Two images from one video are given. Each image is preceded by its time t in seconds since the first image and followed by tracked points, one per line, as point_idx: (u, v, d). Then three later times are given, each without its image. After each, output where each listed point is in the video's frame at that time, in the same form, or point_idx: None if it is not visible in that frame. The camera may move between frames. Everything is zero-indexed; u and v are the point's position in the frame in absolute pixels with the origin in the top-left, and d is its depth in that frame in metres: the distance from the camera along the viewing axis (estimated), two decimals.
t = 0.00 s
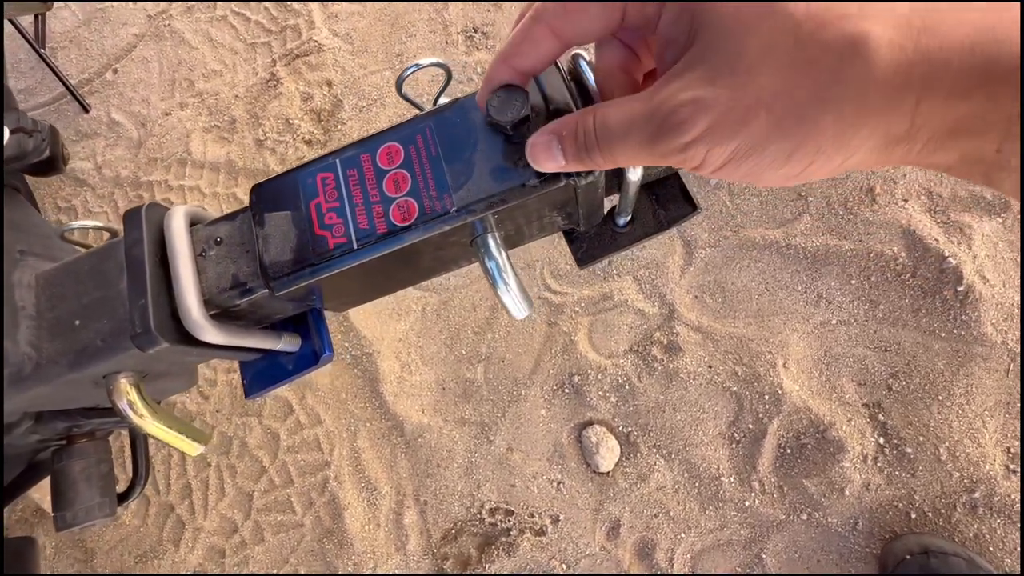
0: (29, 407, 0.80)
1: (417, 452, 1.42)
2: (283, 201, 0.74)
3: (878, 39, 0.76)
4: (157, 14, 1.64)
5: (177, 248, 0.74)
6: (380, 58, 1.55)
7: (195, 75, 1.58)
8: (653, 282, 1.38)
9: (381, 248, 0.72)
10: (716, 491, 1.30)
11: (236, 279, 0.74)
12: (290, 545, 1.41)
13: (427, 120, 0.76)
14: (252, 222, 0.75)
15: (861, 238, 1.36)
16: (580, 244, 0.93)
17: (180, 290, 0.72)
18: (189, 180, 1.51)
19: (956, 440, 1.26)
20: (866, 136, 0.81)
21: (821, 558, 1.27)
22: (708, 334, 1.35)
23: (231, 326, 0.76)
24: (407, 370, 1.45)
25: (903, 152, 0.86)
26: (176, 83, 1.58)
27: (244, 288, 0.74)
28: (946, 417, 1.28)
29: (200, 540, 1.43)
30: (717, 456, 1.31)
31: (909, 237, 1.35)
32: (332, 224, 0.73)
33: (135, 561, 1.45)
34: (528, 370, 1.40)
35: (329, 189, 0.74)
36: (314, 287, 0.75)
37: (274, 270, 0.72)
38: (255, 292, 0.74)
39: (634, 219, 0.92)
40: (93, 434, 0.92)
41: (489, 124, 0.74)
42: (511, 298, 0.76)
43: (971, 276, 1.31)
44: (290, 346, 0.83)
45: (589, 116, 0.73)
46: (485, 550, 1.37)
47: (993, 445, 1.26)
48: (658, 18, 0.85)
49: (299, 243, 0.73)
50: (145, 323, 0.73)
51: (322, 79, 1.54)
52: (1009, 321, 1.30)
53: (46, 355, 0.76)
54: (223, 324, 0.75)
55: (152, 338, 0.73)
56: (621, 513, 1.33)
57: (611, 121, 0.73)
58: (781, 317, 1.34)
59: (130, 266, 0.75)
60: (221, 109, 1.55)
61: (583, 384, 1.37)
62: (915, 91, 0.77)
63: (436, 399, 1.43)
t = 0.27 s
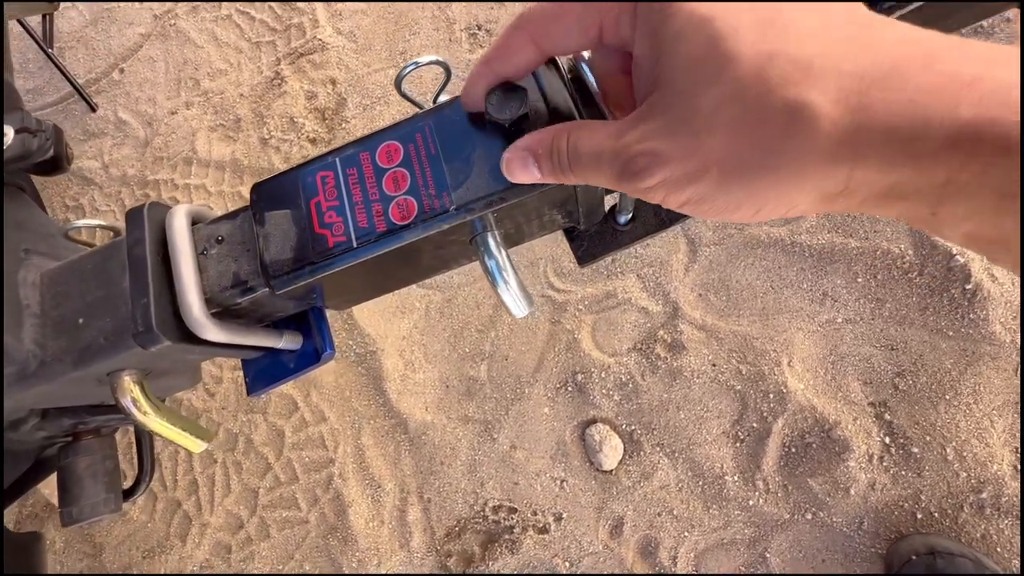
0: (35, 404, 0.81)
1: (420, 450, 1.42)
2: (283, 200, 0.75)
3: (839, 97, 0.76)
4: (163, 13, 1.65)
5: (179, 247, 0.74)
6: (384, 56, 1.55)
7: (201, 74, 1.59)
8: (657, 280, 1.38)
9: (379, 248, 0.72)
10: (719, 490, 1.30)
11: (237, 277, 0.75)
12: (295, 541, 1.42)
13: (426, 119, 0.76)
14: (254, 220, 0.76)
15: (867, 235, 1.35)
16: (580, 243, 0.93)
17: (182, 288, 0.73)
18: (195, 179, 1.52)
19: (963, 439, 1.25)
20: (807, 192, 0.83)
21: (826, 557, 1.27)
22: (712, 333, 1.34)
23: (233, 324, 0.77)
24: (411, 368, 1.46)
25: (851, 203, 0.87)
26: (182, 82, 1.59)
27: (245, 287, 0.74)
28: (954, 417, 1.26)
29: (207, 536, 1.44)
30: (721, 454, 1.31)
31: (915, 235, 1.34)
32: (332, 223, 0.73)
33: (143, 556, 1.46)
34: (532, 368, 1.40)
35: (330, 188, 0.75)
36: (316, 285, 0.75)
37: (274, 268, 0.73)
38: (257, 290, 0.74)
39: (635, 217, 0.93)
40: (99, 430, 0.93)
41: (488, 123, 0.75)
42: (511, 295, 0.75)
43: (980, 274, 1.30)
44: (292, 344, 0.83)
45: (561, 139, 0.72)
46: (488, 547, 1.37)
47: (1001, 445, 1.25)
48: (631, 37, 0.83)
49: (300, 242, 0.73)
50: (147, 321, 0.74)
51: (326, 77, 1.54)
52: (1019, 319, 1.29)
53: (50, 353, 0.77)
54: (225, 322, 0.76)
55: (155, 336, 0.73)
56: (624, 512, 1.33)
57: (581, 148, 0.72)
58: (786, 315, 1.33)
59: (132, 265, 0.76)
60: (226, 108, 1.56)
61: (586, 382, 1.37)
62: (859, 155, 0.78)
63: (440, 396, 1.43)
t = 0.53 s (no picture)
0: (45, 395, 0.81)
1: (425, 444, 1.43)
2: (285, 193, 0.74)
3: (857, 114, 0.77)
4: (171, 11, 1.66)
5: (186, 239, 0.74)
6: (389, 52, 1.55)
7: (209, 71, 1.60)
8: (662, 276, 1.37)
9: (382, 240, 0.71)
10: (724, 486, 1.30)
11: (241, 270, 0.74)
12: (302, 533, 1.42)
13: (429, 111, 0.75)
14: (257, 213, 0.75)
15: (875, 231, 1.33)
16: (582, 236, 0.92)
17: (189, 280, 0.72)
18: (204, 175, 1.53)
19: (972, 437, 1.24)
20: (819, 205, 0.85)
21: (831, 554, 1.27)
22: (718, 329, 1.34)
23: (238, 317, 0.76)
24: (416, 363, 1.46)
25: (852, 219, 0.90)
26: (190, 79, 1.60)
27: (249, 279, 0.74)
28: (963, 415, 1.25)
29: (216, 528, 1.45)
30: (725, 451, 1.30)
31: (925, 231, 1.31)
32: (334, 216, 0.72)
33: (153, 547, 1.46)
34: (536, 364, 1.40)
35: (332, 180, 0.74)
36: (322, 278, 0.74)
37: (278, 261, 0.72)
38: (261, 283, 0.73)
39: (637, 210, 0.92)
40: (109, 421, 0.92)
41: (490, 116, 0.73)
42: (513, 289, 0.74)
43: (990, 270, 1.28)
44: (296, 336, 0.83)
45: (568, 141, 0.70)
46: (493, 541, 1.38)
47: (1011, 444, 1.23)
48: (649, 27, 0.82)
49: (302, 235, 0.72)
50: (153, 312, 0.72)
51: (332, 73, 1.55)
52: None
53: (61, 344, 0.78)
54: (230, 314, 0.75)
55: (161, 326, 0.72)
56: (628, 507, 1.33)
57: (590, 152, 0.71)
58: (792, 311, 1.32)
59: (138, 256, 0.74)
60: (234, 104, 1.57)
61: (590, 377, 1.37)
62: (875, 178, 0.81)
63: (445, 391, 1.44)
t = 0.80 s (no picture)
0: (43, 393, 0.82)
1: (427, 441, 1.44)
2: (273, 194, 0.75)
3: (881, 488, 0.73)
4: (178, 9, 1.67)
5: (174, 239, 0.75)
6: (393, 48, 1.56)
7: (215, 69, 1.61)
8: (666, 274, 1.35)
9: (367, 242, 0.71)
10: (726, 486, 1.33)
11: (230, 270, 0.74)
12: (305, 528, 1.41)
13: (416, 111, 0.75)
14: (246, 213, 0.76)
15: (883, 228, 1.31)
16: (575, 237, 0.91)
17: (176, 281, 0.73)
18: (209, 172, 1.54)
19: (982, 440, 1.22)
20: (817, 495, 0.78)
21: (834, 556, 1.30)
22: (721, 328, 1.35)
23: (230, 316, 0.77)
24: (418, 360, 1.46)
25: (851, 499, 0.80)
26: (197, 77, 1.61)
27: (238, 279, 0.74)
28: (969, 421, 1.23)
29: (222, 522, 1.44)
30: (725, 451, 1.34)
31: (934, 229, 1.28)
32: (321, 217, 0.73)
33: (160, 540, 1.45)
34: (538, 362, 1.42)
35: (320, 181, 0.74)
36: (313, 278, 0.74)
37: (266, 261, 0.72)
38: (249, 283, 0.74)
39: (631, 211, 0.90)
40: (108, 418, 0.93)
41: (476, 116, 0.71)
42: (503, 289, 0.73)
43: (1002, 270, 1.25)
44: (287, 336, 0.82)
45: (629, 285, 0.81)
46: (494, 539, 1.38)
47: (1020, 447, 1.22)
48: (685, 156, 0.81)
49: (289, 235, 0.73)
50: (143, 314, 0.74)
51: (336, 70, 1.55)
52: None
53: (54, 343, 0.78)
54: (219, 314, 0.75)
55: (149, 327, 0.74)
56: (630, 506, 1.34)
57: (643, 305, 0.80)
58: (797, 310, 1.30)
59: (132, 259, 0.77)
60: (239, 101, 1.58)
61: (592, 376, 1.40)
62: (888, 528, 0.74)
63: (446, 388, 1.44)
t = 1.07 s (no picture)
0: None
1: (416, 442, 1.44)
2: (210, 206, 0.74)
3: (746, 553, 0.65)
4: (175, 7, 1.67)
5: (111, 254, 0.74)
6: (386, 45, 1.54)
7: (211, 66, 1.60)
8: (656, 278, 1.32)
9: (298, 259, 0.70)
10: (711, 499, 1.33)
11: (167, 284, 0.75)
12: (296, 528, 1.43)
13: (353, 120, 0.73)
14: (183, 224, 0.75)
15: (878, 233, 1.29)
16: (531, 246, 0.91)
17: (111, 298, 0.73)
18: (204, 172, 1.54)
19: (978, 452, 1.20)
20: None
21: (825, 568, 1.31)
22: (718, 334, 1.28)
23: (170, 329, 0.77)
24: (408, 361, 1.46)
25: None
26: (192, 75, 1.61)
27: (175, 294, 0.74)
28: (966, 432, 1.21)
29: (214, 519, 1.45)
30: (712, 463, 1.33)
31: (933, 234, 1.27)
32: (255, 230, 0.72)
33: (155, 535, 1.47)
34: (527, 365, 1.40)
35: (256, 192, 0.74)
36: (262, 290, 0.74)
37: (200, 278, 0.72)
38: (184, 298, 0.74)
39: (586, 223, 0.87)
40: (71, 427, 0.95)
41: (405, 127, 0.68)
42: (448, 306, 0.72)
43: (1002, 277, 1.24)
44: (239, 348, 0.83)
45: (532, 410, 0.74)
46: (481, 542, 1.40)
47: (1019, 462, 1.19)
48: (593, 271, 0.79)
49: (222, 250, 0.72)
50: (76, 329, 0.73)
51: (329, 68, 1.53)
52: None
53: None
54: (157, 330, 0.75)
55: (83, 345, 0.73)
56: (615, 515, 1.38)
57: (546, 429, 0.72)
58: (789, 315, 1.28)
59: (64, 270, 0.75)
60: (234, 99, 1.57)
61: (581, 380, 1.37)
62: None
63: (435, 390, 1.45)
